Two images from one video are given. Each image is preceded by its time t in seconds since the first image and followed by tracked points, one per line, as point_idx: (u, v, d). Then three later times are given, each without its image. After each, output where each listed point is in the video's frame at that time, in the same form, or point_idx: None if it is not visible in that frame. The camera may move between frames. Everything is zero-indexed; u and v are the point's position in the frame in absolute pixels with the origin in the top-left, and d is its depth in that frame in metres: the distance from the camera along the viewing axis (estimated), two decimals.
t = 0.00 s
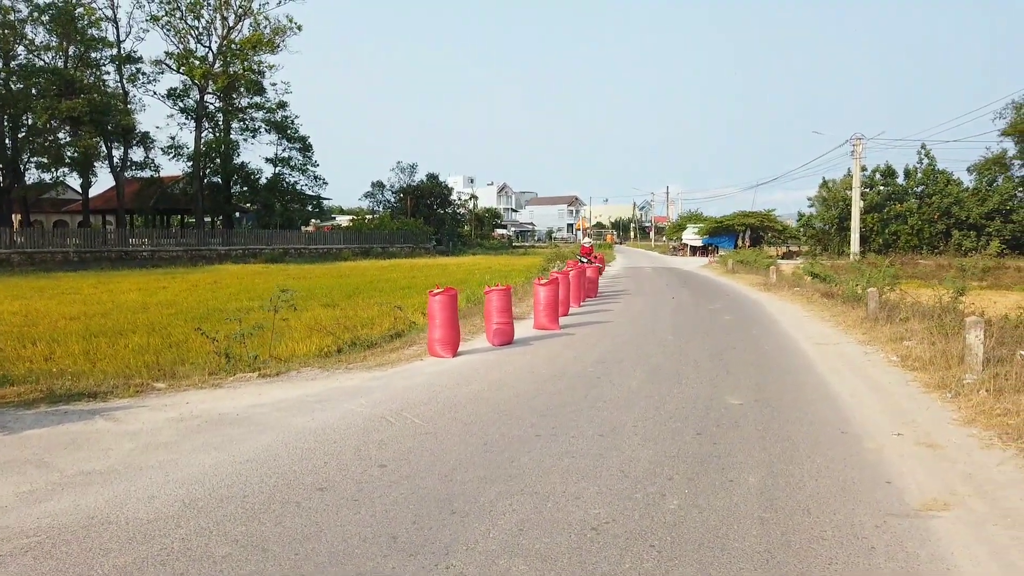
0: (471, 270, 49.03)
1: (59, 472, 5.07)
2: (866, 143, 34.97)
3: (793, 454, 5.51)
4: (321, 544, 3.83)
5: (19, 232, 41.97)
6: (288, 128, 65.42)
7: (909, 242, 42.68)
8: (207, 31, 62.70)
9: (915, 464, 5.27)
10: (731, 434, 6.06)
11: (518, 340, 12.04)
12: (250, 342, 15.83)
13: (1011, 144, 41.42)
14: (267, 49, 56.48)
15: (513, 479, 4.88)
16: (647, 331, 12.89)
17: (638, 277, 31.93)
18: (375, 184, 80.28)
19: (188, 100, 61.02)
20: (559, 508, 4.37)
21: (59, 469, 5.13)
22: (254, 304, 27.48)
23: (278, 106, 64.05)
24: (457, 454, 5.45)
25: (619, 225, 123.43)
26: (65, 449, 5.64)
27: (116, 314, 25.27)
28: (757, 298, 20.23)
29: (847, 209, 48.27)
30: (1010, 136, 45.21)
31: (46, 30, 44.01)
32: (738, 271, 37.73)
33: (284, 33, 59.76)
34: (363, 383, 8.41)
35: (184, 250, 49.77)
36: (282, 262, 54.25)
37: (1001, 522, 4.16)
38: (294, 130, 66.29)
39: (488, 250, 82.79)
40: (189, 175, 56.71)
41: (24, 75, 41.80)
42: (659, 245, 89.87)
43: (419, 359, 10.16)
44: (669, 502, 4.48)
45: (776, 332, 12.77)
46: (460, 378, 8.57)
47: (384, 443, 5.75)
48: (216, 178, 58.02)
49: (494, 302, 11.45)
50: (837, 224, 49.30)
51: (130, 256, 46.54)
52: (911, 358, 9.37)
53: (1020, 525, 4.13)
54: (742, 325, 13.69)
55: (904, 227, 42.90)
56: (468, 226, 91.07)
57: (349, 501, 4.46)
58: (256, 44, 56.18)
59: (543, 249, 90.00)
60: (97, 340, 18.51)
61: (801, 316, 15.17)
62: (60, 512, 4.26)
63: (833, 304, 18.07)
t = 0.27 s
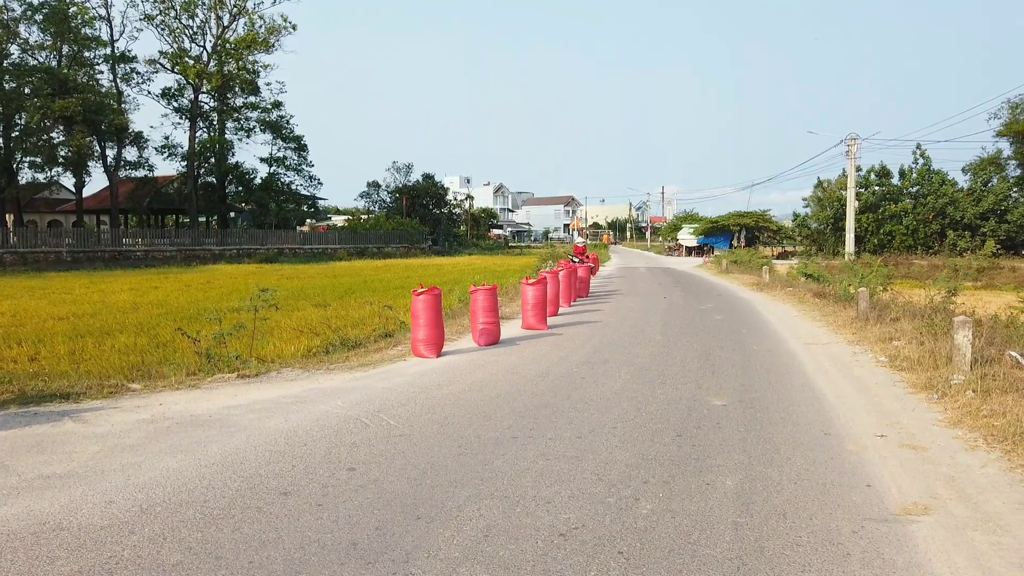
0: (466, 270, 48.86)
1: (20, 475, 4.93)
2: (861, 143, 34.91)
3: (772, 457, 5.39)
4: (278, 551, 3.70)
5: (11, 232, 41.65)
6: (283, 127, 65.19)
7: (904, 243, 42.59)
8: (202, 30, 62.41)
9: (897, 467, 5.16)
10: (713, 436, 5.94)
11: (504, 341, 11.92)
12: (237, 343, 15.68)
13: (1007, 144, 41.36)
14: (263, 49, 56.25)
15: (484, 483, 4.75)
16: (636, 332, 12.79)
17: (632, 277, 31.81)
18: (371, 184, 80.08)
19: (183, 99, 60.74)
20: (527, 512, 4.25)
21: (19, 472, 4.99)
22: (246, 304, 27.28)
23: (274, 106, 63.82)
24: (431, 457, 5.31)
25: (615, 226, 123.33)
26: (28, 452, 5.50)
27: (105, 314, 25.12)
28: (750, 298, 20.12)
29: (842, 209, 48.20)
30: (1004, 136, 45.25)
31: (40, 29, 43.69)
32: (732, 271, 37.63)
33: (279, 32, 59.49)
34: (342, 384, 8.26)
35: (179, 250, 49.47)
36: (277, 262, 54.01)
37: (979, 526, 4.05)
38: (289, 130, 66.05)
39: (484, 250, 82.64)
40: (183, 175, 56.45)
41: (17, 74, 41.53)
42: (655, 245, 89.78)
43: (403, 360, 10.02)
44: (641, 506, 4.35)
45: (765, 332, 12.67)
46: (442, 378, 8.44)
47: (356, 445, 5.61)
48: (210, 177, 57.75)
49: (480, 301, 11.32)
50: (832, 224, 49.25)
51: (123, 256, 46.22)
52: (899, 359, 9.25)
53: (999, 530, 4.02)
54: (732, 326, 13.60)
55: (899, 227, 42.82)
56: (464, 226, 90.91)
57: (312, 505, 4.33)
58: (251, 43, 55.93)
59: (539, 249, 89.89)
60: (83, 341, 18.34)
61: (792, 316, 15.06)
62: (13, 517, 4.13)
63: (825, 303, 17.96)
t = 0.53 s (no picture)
0: (461, 270, 48.66)
1: None
2: (856, 143, 34.81)
3: (753, 464, 5.23)
4: (225, 568, 3.52)
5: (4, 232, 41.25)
6: (278, 127, 64.90)
7: (899, 243, 42.47)
8: (197, 30, 62.08)
9: (881, 475, 4.99)
10: (694, 443, 5.76)
11: (490, 343, 11.74)
12: (223, 345, 15.47)
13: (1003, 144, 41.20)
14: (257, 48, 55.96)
15: (451, 493, 4.57)
16: (625, 333, 12.63)
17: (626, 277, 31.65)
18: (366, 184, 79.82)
19: (177, 99, 60.42)
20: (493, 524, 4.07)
21: None
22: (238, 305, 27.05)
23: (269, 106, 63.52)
24: (399, 465, 5.13)
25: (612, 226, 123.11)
26: None
27: (94, 314, 24.88)
28: (743, 299, 19.96)
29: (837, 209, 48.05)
30: (999, 136, 45.21)
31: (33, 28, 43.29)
32: (727, 271, 37.49)
33: (274, 32, 59.21)
34: (320, 387, 8.06)
35: (172, 250, 49.12)
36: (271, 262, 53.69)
37: (963, 539, 3.89)
38: (284, 130, 65.77)
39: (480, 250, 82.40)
40: (177, 174, 56.16)
41: (10, 73, 41.17)
42: (651, 246, 89.64)
43: (385, 362, 9.84)
44: (613, 518, 4.18)
45: (756, 333, 12.52)
46: (422, 381, 8.26)
47: (325, 453, 5.43)
48: (205, 177, 57.42)
49: (466, 303, 11.13)
50: (827, 224, 49.13)
51: (117, 256, 45.87)
52: (890, 361, 9.08)
53: (983, 543, 3.86)
54: (723, 327, 13.44)
55: (894, 227, 42.69)
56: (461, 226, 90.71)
57: (269, 518, 4.15)
58: (245, 42, 55.62)
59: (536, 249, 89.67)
60: (68, 342, 18.11)
61: (784, 317, 14.89)
62: None
63: (819, 304, 17.79)
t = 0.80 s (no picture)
0: (460, 269, 48.48)
1: None
2: (856, 142, 34.65)
3: (738, 472, 5.08)
4: None
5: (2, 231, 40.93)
6: (277, 126, 64.73)
7: (899, 242, 42.25)
8: (195, 29, 61.85)
9: (869, 483, 4.85)
10: (679, 448, 5.63)
11: (481, 344, 11.59)
12: (215, 346, 15.30)
13: (1003, 144, 41.05)
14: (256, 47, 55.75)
15: (423, 501, 4.43)
16: (618, 334, 12.49)
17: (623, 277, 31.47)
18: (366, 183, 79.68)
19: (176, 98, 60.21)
20: (464, 535, 3.92)
21: None
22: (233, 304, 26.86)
23: (267, 105, 63.33)
24: (374, 472, 4.99)
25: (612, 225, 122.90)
26: None
27: (89, 314, 24.73)
28: (739, 299, 19.83)
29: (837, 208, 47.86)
30: (1000, 136, 45.01)
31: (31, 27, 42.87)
32: (726, 271, 37.30)
33: (273, 31, 58.96)
34: (303, 390, 7.92)
35: (171, 249, 48.87)
36: (271, 262, 53.47)
37: (950, 553, 3.75)
38: (283, 129, 65.60)
39: (480, 250, 82.25)
40: (176, 174, 55.98)
41: (8, 72, 40.77)
42: (650, 245, 89.44)
43: (373, 364, 9.69)
44: (589, 528, 4.05)
45: (750, 334, 12.37)
46: (408, 384, 8.12)
47: (299, 458, 5.30)
48: (204, 176, 57.24)
49: (455, 303, 10.98)
50: (827, 224, 48.91)
51: (114, 255, 45.56)
52: (883, 363, 8.94)
53: (971, 556, 3.72)
54: (717, 328, 13.31)
55: (894, 227, 42.48)
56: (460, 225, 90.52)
57: (233, 529, 3.99)
58: (244, 41, 55.41)
59: (535, 249, 89.50)
60: (60, 342, 17.95)
61: (779, 318, 14.76)
62: None
63: (815, 305, 17.66)
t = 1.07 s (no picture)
0: (459, 269, 48.32)
1: None
2: (854, 142, 34.48)
3: (720, 477, 4.94)
4: None
5: None
6: (276, 126, 64.57)
7: (899, 243, 42.04)
8: (193, 29, 61.66)
9: (853, 489, 4.71)
10: (661, 452, 5.50)
11: (470, 344, 11.44)
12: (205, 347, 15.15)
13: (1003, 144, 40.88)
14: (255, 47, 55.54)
15: (392, 507, 4.30)
16: (610, 334, 12.35)
17: (620, 278, 31.28)
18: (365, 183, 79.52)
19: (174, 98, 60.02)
20: (430, 543, 3.80)
21: None
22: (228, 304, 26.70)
23: (266, 105, 63.14)
24: (345, 477, 4.85)
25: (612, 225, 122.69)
26: None
27: (82, 314, 24.58)
28: (735, 299, 19.69)
29: (837, 208, 47.68)
30: (1000, 136, 44.83)
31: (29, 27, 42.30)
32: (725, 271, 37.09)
33: (272, 30, 58.71)
34: (284, 392, 7.77)
35: (169, 250, 48.64)
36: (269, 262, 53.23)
37: (933, 562, 3.62)
38: (282, 129, 65.44)
39: (479, 250, 82.08)
40: (175, 174, 55.81)
41: (5, 71, 40.36)
42: (650, 245, 89.28)
43: (358, 365, 9.55)
44: (561, 536, 3.91)
45: (744, 335, 12.23)
46: (391, 386, 7.98)
47: (271, 462, 5.17)
48: (203, 176, 57.07)
49: (443, 304, 10.85)
50: (826, 224, 48.70)
51: (112, 256, 45.26)
52: (875, 365, 8.80)
53: (955, 567, 3.58)
54: (710, 328, 13.17)
55: (894, 227, 42.27)
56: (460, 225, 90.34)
57: (192, 537, 3.86)
58: (243, 41, 55.21)
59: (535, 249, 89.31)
60: (50, 343, 17.81)
61: (774, 319, 14.61)
62: None
63: (811, 305, 17.52)
